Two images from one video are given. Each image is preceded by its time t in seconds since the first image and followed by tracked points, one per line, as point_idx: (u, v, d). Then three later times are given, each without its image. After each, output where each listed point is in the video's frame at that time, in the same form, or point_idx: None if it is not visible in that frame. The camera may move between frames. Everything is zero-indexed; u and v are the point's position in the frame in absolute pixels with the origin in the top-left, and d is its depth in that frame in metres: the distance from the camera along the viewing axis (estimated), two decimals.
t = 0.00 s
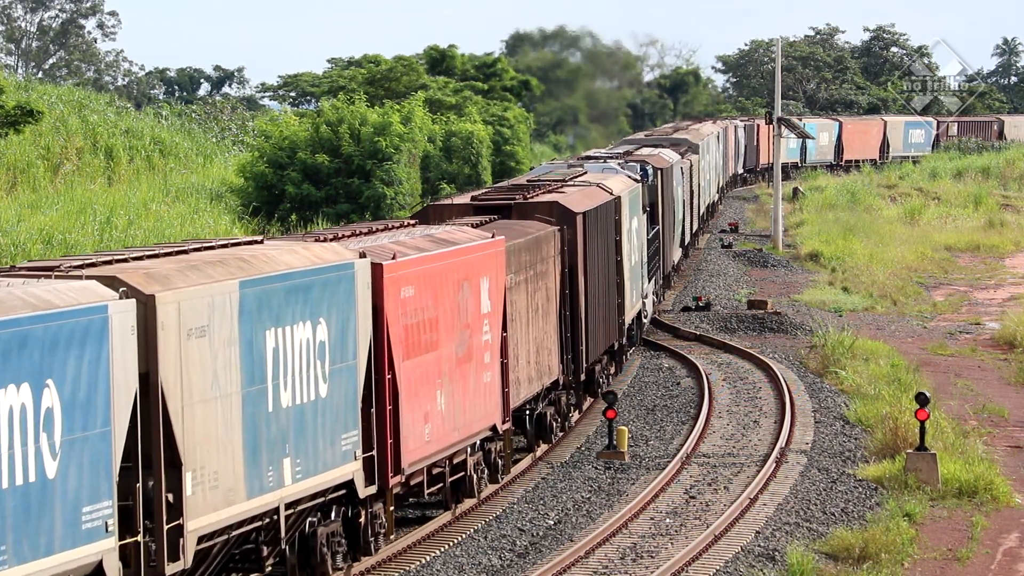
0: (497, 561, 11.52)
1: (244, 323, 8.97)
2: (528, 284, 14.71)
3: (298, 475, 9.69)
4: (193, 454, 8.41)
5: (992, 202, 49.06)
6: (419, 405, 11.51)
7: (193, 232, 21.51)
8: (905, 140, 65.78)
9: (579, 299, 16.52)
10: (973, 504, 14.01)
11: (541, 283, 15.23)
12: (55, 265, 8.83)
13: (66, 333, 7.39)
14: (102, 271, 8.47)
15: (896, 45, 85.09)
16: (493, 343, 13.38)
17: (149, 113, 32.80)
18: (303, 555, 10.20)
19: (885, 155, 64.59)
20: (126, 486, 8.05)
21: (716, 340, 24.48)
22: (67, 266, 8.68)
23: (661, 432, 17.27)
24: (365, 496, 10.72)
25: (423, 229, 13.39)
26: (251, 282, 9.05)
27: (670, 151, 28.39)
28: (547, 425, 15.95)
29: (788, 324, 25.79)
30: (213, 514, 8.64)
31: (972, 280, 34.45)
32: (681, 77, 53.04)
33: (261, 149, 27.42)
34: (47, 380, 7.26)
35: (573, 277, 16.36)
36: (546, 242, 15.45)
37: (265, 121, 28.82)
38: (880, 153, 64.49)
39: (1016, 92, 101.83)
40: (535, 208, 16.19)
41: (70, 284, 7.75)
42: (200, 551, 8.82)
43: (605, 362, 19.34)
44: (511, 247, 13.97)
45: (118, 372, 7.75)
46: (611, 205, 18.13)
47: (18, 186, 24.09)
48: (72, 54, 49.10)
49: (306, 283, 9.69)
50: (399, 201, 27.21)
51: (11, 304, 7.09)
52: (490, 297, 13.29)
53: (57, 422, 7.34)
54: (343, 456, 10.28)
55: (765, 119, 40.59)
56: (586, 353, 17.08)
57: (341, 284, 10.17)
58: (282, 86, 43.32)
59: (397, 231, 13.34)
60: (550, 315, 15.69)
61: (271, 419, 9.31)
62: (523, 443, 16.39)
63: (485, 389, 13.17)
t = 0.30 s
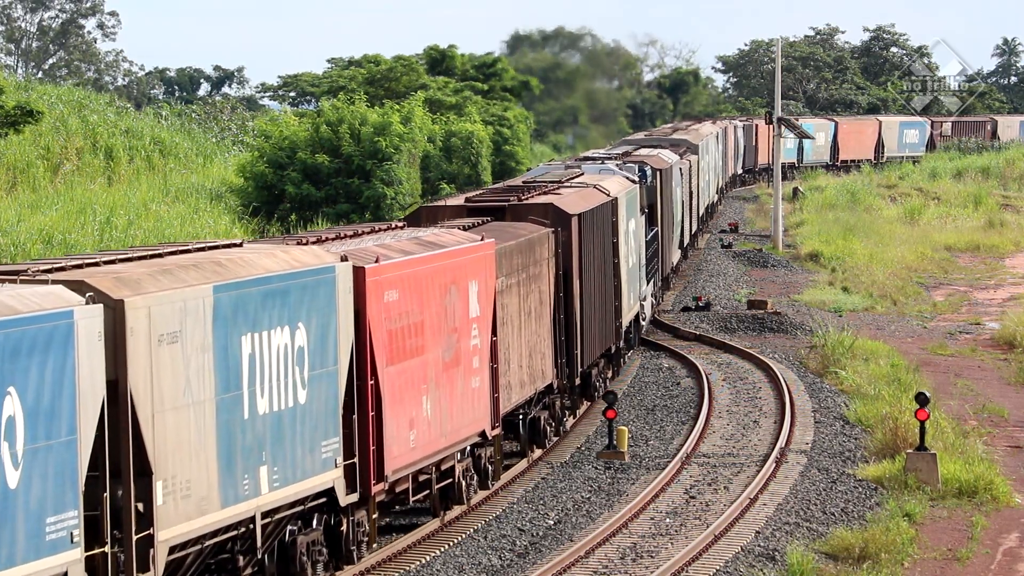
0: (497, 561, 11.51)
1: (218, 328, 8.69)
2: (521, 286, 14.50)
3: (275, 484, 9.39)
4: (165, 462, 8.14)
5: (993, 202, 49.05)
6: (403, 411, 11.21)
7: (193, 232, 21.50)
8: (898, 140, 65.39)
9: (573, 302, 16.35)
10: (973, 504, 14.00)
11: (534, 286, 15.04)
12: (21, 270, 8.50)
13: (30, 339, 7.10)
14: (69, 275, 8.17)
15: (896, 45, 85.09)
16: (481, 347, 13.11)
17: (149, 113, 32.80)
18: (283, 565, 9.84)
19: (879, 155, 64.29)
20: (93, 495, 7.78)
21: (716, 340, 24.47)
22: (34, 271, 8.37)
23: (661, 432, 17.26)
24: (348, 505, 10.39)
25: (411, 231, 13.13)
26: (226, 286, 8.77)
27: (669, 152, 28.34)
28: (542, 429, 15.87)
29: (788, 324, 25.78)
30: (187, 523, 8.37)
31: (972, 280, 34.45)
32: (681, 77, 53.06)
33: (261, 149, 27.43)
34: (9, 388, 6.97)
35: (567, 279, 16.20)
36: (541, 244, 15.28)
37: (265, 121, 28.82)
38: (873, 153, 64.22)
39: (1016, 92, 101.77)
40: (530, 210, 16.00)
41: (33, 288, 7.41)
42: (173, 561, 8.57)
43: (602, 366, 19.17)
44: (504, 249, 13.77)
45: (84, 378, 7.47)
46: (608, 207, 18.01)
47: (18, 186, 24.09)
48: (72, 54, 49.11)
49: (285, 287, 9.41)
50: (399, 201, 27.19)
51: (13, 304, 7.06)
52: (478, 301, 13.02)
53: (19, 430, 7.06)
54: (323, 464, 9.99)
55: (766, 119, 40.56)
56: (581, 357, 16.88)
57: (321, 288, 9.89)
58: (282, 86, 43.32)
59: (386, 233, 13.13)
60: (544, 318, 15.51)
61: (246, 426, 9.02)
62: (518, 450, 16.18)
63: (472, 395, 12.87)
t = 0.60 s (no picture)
0: (497, 561, 11.52)
1: (191, 334, 8.36)
2: (511, 290, 14.26)
3: (251, 492, 9.06)
4: (134, 471, 7.83)
5: (993, 202, 49.05)
6: (386, 418, 10.86)
7: (192, 232, 21.47)
8: (894, 140, 64.99)
9: (568, 305, 16.23)
10: (973, 504, 14.00)
11: (526, 289, 14.81)
12: None
13: None
14: (38, 279, 7.83)
15: (896, 45, 85.08)
16: (469, 352, 12.76)
17: (149, 113, 32.81)
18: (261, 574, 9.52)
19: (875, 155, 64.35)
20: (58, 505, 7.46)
21: (716, 340, 24.47)
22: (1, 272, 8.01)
23: (661, 432, 17.27)
24: (327, 513, 10.03)
25: (399, 234, 12.88)
26: (200, 290, 8.45)
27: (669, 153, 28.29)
28: (535, 434, 15.37)
29: (788, 324, 25.79)
30: (155, 533, 8.05)
31: (972, 280, 34.46)
32: (681, 77, 53.08)
33: (261, 149, 27.44)
34: None
35: (561, 282, 16.07)
36: (534, 247, 15.11)
37: (265, 121, 28.82)
38: (869, 153, 64.21)
39: (1015, 92, 101.76)
40: (523, 212, 15.82)
41: None
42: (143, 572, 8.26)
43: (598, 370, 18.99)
44: (494, 252, 13.54)
45: (50, 383, 7.13)
46: (604, 209, 17.97)
47: (18, 186, 24.10)
48: (72, 54, 49.12)
49: (261, 292, 9.08)
50: (399, 201, 27.16)
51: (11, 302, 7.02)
52: (466, 304, 12.67)
53: None
54: (302, 471, 9.65)
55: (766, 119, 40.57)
56: (575, 361, 16.67)
57: (300, 292, 9.55)
58: (282, 86, 43.32)
59: (373, 236, 12.89)
60: (537, 322, 15.29)
61: (221, 434, 8.70)
62: (512, 454, 15.83)
63: (459, 400, 12.52)
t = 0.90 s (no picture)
0: (497, 561, 11.52)
1: (162, 339, 8.04)
2: (503, 294, 13.94)
3: (225, 501, 8.75)
4: (101, 481, 7.52)
5: (993, 202, 49.05)
6: (368, 425, 10.52)
7: (193, 232, 21.46)
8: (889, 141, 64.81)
9: (562, 309, 15.97)
10: (973, 504, 14.00)
11: (518, 293, 14.50)
12: None
13: None
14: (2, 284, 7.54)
15: (896, 45, 85.06)
16: (457, 356, 12.44)
17: (149, 113, 32.81)
18: None
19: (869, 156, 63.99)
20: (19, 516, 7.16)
21: (716, 340, 24.47)
22: None
23: (661, 432, 17.26)
24: (305, 522, 9.70)
25: (385, 237, 12.60)
26: (172, 294, 8.13)
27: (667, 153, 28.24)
28: (529, 439, 15.25)
29: (788, 324, 25.78)
30: (124, 545, 7.74)
31: (972, 280, 34.45)
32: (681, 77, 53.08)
33: (260, 149, 27.44)
34: None
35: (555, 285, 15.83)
36: (527, 249, 14.84)
37: (265, 121, 28.81)
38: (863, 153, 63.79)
39: (1015, 91, 101.76)
40: (516, 213, 15.52)
41: None
42: None
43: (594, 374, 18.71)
44: (485, 255, 13.26)
45: (11, 391, 6.84)
46: (600, 210, 17.79)
47: (18, 186, 24.10)
48: (72, 54, 49.10)
49: (236, 296, 8.76)
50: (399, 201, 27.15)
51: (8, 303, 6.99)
52: (454, 308, 12.34)
53: None
54: (280, 480, 9.34)
55: (765, 118, 40.59)
56: (569, 366, 16.42)
57: (276, 296, 9.21)
58: (282, 86, 43.32)
59: (359, 239, 12.61)
60: (530, 326, 15.00)
61: (193, 442, 8.38)
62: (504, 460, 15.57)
63: (447, 405, 12.19)
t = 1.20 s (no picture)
0: (497, 561, 11.52)
1: (131, 345, 7.69)
2: (494, 297, 13.56)
3: (198, 510, 8.38)
4: (67, 490, 7.16)
5: (993, 202, 49.03)
6: (350, 433, 10.15)
7: (193, 232, 21.45)
8: (884, 140, 64.66)
9: (556, 312, 15.60)
10: (973, 504, 13.99)
11: (510, 296, 14.13)
12: None
13: None
14: None
15: (896, 45, 85.08)
16: (443, 361, 12.05)
17: (149, 113, 32.81)
18: None
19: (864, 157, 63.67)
20: None
21: (716, 340, 24.46)
22: None
23: (661, 432, 17.27)
24: (282, 530, 9.34)
25: (372, 239, 12.26)
26: (142, 299, 7.78)
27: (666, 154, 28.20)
28: (522, 445, 14.79)
29: (788, 324, 25.78)
30: (90, 556, 7.36)
31: (972, 280, 34.45)
32: (681, 77, 53.09)
33: (261, 149, 27.44)
34: None
35: (549, 288, 15.47)
36: (520, 251, 14.48)
37: (265, 121, 28.80)
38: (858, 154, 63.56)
39: (1015, 91, 101.80)
40: (509, 215, 15.20)
41: None
42: None
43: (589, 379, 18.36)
44: (475, 257, 12.90)
45: None
46: (597, 212, 17.49)
47: (18, 186, 24.10)
48: (72, 54, 49.11)
49: (210, 300, 8.42)
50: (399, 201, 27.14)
51: (12, 302, 7.01)
52: (440, 313, 11.97)
53: None
54: (256, 488, 8.98)
55: (766, 118, 40.57)
56: (565, 371, 16.05)
57: (252, 302, 8.86)
58: (282, 86, 43.34)
59: (344, 241, 12.26)
60: (523, 330, 14.64)
61: (165, 450, 8.01)
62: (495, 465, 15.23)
63: (433, 411, 11.81)
